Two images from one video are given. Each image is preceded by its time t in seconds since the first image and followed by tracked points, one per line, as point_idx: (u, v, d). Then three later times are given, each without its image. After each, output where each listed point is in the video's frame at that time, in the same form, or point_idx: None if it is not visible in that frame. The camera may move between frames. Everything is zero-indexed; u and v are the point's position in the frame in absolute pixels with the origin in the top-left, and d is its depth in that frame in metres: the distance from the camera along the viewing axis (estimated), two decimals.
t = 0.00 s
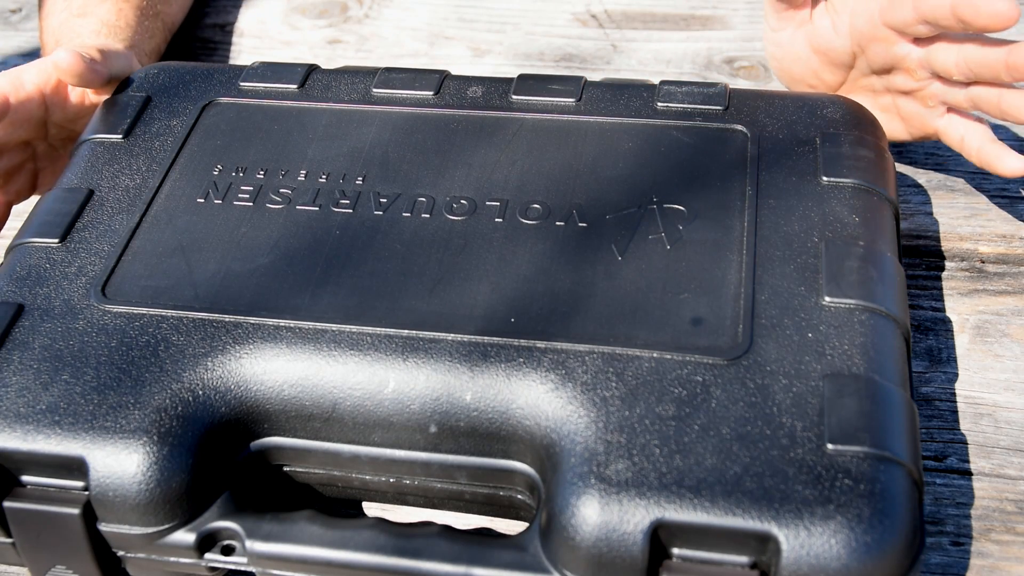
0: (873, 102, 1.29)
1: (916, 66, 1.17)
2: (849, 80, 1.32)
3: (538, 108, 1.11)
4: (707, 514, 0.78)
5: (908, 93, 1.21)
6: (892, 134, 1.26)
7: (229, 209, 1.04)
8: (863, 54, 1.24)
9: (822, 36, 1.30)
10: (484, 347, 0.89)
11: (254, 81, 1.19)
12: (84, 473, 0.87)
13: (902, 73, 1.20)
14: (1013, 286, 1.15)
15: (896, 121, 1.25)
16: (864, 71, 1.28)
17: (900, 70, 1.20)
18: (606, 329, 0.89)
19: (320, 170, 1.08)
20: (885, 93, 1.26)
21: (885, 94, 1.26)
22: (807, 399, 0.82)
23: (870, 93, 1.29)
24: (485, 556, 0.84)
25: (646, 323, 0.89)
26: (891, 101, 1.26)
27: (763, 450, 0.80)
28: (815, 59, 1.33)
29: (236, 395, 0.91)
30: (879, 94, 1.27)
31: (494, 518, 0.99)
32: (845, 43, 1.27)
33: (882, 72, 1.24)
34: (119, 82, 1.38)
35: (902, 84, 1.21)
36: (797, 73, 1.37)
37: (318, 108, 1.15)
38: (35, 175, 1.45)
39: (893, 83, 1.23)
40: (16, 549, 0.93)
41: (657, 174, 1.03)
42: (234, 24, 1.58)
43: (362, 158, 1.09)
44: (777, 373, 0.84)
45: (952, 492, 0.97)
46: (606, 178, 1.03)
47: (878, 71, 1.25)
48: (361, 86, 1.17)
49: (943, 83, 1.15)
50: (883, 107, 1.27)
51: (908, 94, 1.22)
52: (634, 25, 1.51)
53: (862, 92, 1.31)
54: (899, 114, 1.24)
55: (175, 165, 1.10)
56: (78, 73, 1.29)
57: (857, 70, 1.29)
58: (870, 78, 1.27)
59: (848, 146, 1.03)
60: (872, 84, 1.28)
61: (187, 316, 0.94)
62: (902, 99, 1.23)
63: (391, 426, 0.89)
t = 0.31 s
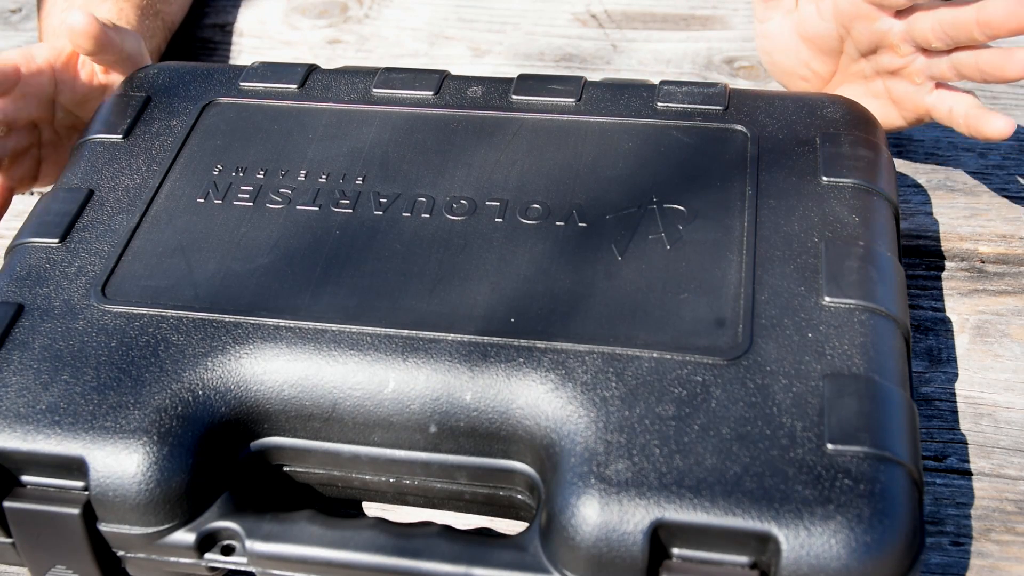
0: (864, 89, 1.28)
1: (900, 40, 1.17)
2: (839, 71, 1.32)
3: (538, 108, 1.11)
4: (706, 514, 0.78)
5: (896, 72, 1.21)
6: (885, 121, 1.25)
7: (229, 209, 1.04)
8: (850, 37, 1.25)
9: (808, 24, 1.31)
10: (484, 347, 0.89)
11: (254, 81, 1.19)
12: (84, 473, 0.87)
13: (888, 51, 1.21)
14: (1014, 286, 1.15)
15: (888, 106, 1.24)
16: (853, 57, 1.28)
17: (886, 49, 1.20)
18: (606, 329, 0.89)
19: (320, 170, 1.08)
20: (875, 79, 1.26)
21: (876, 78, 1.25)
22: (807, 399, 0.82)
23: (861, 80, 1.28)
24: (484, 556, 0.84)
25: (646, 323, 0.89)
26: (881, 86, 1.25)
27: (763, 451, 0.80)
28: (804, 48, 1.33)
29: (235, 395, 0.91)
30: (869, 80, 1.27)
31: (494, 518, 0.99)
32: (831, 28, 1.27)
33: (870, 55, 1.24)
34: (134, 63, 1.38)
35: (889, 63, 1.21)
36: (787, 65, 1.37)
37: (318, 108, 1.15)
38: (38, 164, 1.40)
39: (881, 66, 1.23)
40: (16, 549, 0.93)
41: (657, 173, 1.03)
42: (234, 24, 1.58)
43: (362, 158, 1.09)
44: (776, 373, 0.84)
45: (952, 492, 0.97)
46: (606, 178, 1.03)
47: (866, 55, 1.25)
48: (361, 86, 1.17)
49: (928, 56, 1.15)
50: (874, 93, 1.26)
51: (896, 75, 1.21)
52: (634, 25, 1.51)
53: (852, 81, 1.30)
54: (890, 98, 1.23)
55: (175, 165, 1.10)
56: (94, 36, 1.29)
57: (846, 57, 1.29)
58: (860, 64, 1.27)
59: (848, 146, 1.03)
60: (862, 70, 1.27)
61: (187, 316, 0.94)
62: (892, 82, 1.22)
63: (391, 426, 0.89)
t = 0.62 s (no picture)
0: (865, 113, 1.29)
1: (903, 78, 1.18)
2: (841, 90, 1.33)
3: (538, 108, 1.12)
4: (707, 514, 0.78)
5: (896, 103, 1.22)
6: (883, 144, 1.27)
7: (229, 209, 1.04)
8: (854, 64, 1.26)
9: (812, 46, 1.33)
10: (484, 347, 0.89)
11: (254, 81, 1.19)
12: (84, 473, 0.87)
13: (890, 84, 1.21)
14: (1013, 286, 1.15)
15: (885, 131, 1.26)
16: (854, 81, 1.29)
17: (889, 81, 1.21)
18: (606, 329, 0.89)
19: (320, 170, 1.08)
20: (876, 104, 1.27)
21: (876, 103, 1.27)
22: (807, 399, 0.82)
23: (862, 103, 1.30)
24: (484, 556, 0.84)
25: (646, 323, 0.89)
26: (881, 111, 1.26)
27: (763, 451, 0.80)
28: (807, 66, 1.35)
29: (236, 395, 0.91)
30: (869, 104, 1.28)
31: (494, 518, 0.99)
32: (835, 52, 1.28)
33: (872, 83, 1.25)
34: (127, 72, 1.37)
35: (890, 94, 1.22)
36: (788, 80, 1.38)
37: (318, 108, 1.15)
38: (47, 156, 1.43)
39: (882, 94, 1.24)
40: (16, 549, 0.93)
41: (656, 174, 1.03)
42: (233, 24, 1.58)
43: (362, 158, 1.09)
44: (776, 373, 0.84)
45: (952, 492, 0.97)
46: (606, 178, 1.03)
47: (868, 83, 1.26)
48: (361, 86, 1.17)
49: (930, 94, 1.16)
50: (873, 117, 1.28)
51: (897, 105, 1.22)
52: (633, 25, 1.51)
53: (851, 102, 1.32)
54: (889, 123, 1.25)
55: (175, 165, 1.10)
56: (83, 50, 1.26)
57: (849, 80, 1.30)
58: (861, 88, 1.28)
59: (849, 146, 1.03)
60: (864, 93, 1.28)
61: (187, 316, 0.94)
62: (892, 109, 1.24)
63: (391, 426, 0.89)
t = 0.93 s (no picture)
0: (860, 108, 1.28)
1: (896, 71, 1.16)
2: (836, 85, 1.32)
3: (538, 108, 1.12)
4: (707, 514, 0.78)
5: (890, 98, 1.21)
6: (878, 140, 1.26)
7: (229, 209, 1.04)
8: (847, 59, 1.24)
9: (805, 42, 1.31)
10: (484, 347, 0.89)
11: (254, 81, 1.19)
12: (84, 473, 0.87)
13: (884, 79, 1.20)
14: (1014, 286, 1.15)
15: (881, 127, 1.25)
16: (848, 76, 1.27)
17: (882, 76, 1.20)
18: (606, 329, 0.89)
19: (320, 170, 1.08)
20: (871, 98, 1.25)
21: (871, 98, 1.25)
22: (807, 399, 0.82)
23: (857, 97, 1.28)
24: (484, 556, 0.84)
25: (646, 323, 0.89)
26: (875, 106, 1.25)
27: (763, 451, 0.80)
28: (801, 65, 1.33)
29: (235, 395, 0.91)
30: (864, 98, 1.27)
31: (494, 518, 0.99)
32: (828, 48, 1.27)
33: (866, 78, 1.24)
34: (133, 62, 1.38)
35: (885, 88, 1.21)
36: (783, 77, 1.37)
37: (319, 108, 1.15)
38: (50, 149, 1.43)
39: (876, 88, 1.23)
40: (16, 549, 0.93)
41: (657, 174, 1.03)
42: (233, 24, 1.58)
43: (362, 158, 1.09)
44: (776, 373, 0.84)
45: (952, 492, 0.97)
46: (606, 178, 1.03)
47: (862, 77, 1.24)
48: (361, 86, 1.17)
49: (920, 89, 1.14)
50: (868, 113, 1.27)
51: (891, 99, 1.21)
52: (634, 25, 1.51)
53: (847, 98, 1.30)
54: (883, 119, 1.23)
55: (175, 165, 1.10)
56: (92, 36, 1.28)
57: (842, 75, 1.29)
58: (856, 83, 1.27)
59: (849, 146, 1.03)
60: (859, 88, 1.27)
61: (187, 316, 0.94)
62: (886, 104, 1.22)
63: (391, 426, 0.89)
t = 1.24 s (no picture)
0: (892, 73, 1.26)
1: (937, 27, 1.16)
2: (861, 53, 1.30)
3: (537, 108, 1.12)
4: (706, 514, 0.78)
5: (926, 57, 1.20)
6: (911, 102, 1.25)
7: (229, 209, 1.04)
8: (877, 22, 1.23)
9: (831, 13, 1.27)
10: (484, 347, 0.89)
11: (254, 81, 1.19)
12: (84, 473, 0.87)
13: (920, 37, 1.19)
14: (1013, 286, 1.15)
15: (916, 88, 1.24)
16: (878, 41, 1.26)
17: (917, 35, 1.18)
18: (606, 329, 0.89)
19: (320, 170, 1.08)
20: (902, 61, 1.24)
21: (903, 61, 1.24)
22: (807, 399, 0.82)
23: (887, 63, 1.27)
24: (484, 556, 0.84)
25: (646, 323, 0.89)
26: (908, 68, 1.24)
27: (763, 451, 0.80)
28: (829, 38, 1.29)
29: (235, 395, 0.91)
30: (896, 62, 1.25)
31: (494, 518, 0.99)
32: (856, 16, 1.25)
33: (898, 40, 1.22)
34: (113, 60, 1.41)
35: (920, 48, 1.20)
36: (807, 52, 1.31)
37: (319, 108, 1.15)
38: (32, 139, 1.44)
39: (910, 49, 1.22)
40: (16, 550, 0.93)
41: (656, 174, 1.03)
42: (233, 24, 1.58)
43: (362, 158, 1.09)
44: (776, 373, 0.84)
45: (952, 492, 0.97)
46: (606, 178, 1.03)
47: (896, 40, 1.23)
48: (361, 86, 1.17)
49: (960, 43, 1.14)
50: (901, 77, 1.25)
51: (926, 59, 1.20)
52: (634, 25, 1.51)
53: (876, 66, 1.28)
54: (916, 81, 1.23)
55: (175, 165, 1.10)
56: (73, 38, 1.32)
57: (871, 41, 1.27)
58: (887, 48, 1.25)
59: (848, 146, 1.03)
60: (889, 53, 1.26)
61: (187, 316, 0.94)
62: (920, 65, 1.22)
63: (391, 426, 0.89)
